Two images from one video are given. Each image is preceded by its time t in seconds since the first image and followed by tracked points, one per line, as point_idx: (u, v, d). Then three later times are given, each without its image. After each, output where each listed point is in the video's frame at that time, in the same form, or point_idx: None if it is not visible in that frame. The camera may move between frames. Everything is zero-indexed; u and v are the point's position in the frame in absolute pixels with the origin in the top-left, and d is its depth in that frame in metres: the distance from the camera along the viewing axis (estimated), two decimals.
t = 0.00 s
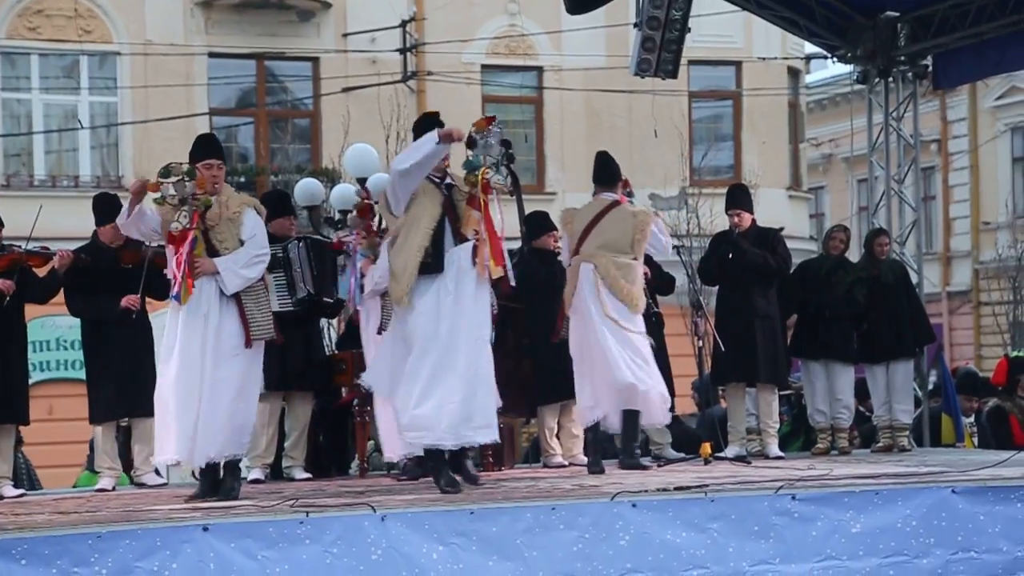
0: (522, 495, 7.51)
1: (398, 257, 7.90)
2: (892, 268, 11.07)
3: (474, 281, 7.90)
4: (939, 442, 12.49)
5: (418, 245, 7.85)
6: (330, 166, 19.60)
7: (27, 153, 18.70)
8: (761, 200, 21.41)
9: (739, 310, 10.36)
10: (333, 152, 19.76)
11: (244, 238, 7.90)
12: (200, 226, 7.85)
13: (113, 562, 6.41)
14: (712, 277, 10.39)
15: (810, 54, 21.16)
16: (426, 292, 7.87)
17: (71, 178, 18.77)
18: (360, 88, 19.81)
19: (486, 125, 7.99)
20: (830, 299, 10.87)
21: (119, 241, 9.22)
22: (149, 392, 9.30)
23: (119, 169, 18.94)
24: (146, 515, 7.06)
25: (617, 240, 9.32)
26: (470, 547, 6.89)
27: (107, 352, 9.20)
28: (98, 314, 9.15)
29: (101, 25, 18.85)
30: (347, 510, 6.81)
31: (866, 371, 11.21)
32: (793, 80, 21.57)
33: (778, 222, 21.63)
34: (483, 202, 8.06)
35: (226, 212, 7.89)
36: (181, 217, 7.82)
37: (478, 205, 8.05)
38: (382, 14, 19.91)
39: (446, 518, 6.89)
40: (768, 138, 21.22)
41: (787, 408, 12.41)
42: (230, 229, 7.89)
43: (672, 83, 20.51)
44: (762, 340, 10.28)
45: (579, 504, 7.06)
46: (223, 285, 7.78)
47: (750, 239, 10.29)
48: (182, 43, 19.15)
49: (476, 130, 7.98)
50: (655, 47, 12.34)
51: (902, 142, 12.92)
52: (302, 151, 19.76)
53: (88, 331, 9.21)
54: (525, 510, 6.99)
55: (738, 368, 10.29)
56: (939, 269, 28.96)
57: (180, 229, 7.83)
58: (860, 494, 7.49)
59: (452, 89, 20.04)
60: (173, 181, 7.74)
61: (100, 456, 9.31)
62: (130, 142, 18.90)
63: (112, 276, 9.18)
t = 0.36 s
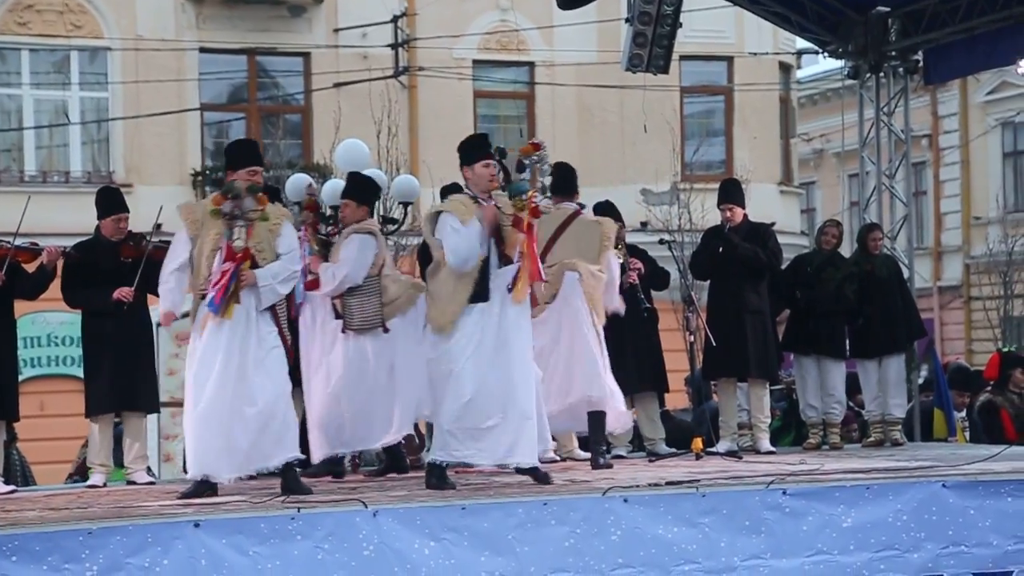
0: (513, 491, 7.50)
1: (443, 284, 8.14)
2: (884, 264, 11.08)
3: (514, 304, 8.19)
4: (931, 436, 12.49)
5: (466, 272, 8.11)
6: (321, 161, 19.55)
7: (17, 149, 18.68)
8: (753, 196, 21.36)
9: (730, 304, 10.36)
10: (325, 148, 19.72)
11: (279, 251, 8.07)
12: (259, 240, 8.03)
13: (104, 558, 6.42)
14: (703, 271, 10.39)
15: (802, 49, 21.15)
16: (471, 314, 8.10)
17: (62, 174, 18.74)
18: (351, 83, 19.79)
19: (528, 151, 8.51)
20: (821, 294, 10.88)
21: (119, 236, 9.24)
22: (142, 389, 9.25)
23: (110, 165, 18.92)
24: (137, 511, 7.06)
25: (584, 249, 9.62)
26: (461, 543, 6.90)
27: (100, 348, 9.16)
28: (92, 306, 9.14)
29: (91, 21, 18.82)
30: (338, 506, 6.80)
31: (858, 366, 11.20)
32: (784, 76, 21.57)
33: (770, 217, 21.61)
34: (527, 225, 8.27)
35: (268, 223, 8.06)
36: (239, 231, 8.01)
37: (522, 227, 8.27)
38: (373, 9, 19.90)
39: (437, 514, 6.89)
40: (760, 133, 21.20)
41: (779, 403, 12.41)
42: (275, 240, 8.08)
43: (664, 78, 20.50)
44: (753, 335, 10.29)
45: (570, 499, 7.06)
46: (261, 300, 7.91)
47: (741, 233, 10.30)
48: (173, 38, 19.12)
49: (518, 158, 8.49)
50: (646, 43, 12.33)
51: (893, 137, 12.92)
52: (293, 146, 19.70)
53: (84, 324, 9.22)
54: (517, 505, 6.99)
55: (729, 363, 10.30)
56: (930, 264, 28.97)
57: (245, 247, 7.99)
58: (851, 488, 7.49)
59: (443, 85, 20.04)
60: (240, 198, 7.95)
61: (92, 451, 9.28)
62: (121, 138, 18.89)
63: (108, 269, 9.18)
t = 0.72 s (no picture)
0: (505, 486, 7.50)
1: (494, 252, 8.03)
2: (882, 258, 11.07)
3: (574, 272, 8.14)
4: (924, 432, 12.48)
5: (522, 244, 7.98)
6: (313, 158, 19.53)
7: (8, 145, 18.65)
8: (745, 191, 21.35)
9: (722, 299, 10.37)
10: (317, 144, 19.70)
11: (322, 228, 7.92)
12: (320, 212, 7.91)
13: (95, 554, 6.42)
14: (696, 266, 10.38)
15: (794, 45, 21.15)
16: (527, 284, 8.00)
17: (53, 170, 18.72)
18: (343, 80, 19.78)
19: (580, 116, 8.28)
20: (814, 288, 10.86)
21: (120, 232, 9.30)
22: (139, 386, 9.21)
23: (102, 161, 18.90)
24: (129, 507, 7.05)
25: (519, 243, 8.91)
26: (454, 538, 6.89)
27: (100, 344, 9.13)
28: (92, 305, 9.15)
29: (83, 17, 18.79)
30: (330, 501, 6.80)
31: (856, 360, 11.19)
32: (776, 71, 21.56)
33: (762, 213, 21.60)
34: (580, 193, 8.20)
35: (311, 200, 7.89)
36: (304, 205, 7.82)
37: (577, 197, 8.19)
38: (366, 5, 19.89)
39: (431, 510, 6.88)
40: (752, 128, 21.19)
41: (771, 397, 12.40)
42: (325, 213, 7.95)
43: (656, 73, 20.50)
44: (744, 329, 10.29)
45: (563, 495, 7.06)
46: (315, 278, 7.79)
47: (733, 229, 10.30)
48: (165, 33, 19.10)
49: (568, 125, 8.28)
50: (638, 38, 12.35)
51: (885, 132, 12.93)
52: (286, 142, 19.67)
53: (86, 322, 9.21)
54: (510, 501, 6.99)
55: (720, 357, 10.30)
56: (922, 259, 29.00)
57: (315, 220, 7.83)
58: (844, 484, 7.50)
59: (435, 80, 20.00)
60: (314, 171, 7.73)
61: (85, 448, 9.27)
62: (113, 133, 18.87)
63: (108, 266, 9.21)
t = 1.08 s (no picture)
0: (497, 483, 7.50)
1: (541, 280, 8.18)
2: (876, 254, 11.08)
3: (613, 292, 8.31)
4: (913, 429, 12.48)
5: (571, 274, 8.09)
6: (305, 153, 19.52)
7: None
8: (737, 188, 21.37)
9: (715, 296, 10.38)
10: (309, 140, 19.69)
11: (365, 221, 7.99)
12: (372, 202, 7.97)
13: (87, 550, 6.41)
14: (688, 263, 10.40)
15: (786, 42, 21.17)
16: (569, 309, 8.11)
17: (44, 166, 18.69)
18: (335, 75, 19.76)
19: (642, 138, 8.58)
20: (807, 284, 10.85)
21: (110, 228, 9.27)
22: (130, 381, 9.21)
23: (92, 156, 18.87)
24: (120, 503, 7.04)
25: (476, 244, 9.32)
26: (446, 535, 6.89)
27: (90, 338, 9.13)
28: (81, 297, 9.14)
29: (74, 12, 18.78)
30: (322, 498, 6.79)
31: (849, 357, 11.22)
32: (768, 68, 21.58)
33: (754, 210, 21.60)
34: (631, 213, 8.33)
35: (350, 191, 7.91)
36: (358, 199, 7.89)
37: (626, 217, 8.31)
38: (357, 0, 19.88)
39: (422, 506, 6.88)
40: (744, 125, 21.20)
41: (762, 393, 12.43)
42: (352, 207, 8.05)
43: (648, 70, 20.51)
44: (737, 326, 10.31)
45: (555, 491, 7.06)
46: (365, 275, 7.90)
47: (726, 226, 10.32)
48: (157, 29, 19.08)
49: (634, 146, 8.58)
50: (631, 35, 12.35)
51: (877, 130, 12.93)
52: (278, 138, 19.66)
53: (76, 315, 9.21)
54: (502, 497, 6.99)
55: (713, 354, 10.32)
56: (913, 256, 29.05)
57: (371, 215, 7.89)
58: (835, 481, 7.51)
59: (428, 77, 20.00)
60: (375, 166, 7.80)
61: (68, 444, 9.24)
62: (104, 129, 18.83)
63: (99, 260, 9.20)
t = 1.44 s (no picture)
0: (488, 482, 7.50)
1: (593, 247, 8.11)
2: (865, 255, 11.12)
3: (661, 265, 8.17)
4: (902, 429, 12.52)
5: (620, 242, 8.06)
6: (296, 152, 19.52)
7: None
8: (728, 187, 21.39)
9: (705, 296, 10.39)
10: (299, 138, 19.68)
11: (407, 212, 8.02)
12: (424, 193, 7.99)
13: (77, 549, 6.40)
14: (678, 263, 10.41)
15: (777, 42, 21.18)
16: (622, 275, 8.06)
17: (34, 163, 18.68)
18: (327, 74, 19.75)
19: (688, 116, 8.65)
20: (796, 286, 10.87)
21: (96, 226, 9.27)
22: (119, 380, 9.20)
23: (83, 154, 18.84)
24: (110, 501, 7.03)
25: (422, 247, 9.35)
26: (437, 534, 6.89)
27: (78, 336, 9.11)
28: (70, 294, 9.11)
29: (65, 9, 18.73)
30: (313, 497, 6.78)
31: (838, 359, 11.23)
32: (759, 68, 21.59)
33: (745, 210, 21.62)
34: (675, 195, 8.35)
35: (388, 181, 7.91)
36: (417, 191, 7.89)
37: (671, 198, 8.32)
38: None
39: (413, 505, 6.88)
40: (734, 125, 21.21)
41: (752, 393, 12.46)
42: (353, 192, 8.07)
43: (640, 70, 20.50)
44: (727, 326, 10.32)
45: (546, 491, 7.05)
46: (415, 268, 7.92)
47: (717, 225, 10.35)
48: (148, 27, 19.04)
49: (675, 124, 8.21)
50: (623, 34, 12.35)
51: (868, 130, 12.94)
52: (268, 136, 19.66)
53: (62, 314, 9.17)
54: (492, 497, 6.98)
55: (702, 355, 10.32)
56: (903, 257, 29.11)
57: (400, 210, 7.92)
58: (825, 481, 7.51)
59: (419, 76, 19.95)
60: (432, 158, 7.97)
61: (57, 443, 9.23)
62: (95, 127, 18.80)
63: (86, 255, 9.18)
